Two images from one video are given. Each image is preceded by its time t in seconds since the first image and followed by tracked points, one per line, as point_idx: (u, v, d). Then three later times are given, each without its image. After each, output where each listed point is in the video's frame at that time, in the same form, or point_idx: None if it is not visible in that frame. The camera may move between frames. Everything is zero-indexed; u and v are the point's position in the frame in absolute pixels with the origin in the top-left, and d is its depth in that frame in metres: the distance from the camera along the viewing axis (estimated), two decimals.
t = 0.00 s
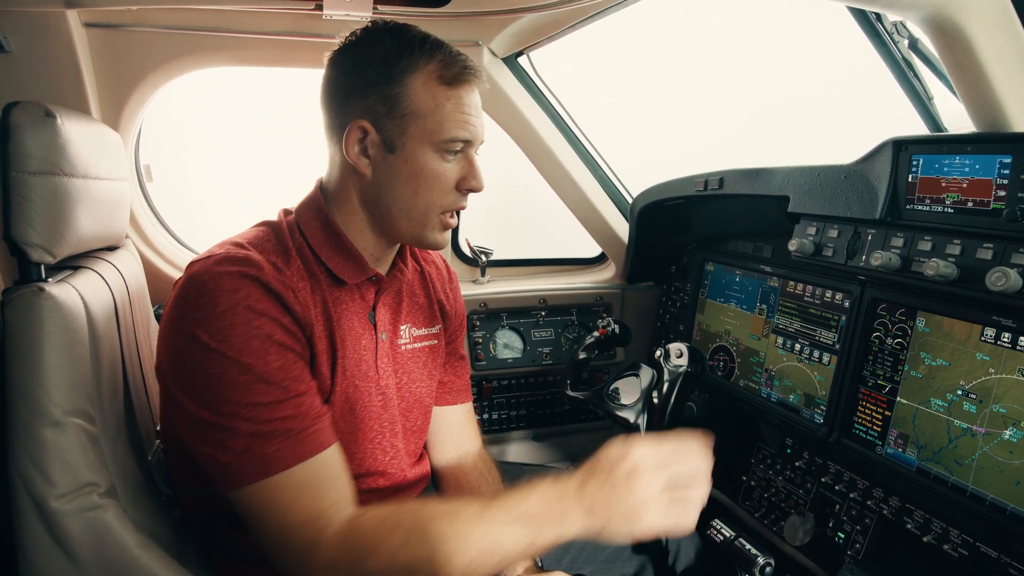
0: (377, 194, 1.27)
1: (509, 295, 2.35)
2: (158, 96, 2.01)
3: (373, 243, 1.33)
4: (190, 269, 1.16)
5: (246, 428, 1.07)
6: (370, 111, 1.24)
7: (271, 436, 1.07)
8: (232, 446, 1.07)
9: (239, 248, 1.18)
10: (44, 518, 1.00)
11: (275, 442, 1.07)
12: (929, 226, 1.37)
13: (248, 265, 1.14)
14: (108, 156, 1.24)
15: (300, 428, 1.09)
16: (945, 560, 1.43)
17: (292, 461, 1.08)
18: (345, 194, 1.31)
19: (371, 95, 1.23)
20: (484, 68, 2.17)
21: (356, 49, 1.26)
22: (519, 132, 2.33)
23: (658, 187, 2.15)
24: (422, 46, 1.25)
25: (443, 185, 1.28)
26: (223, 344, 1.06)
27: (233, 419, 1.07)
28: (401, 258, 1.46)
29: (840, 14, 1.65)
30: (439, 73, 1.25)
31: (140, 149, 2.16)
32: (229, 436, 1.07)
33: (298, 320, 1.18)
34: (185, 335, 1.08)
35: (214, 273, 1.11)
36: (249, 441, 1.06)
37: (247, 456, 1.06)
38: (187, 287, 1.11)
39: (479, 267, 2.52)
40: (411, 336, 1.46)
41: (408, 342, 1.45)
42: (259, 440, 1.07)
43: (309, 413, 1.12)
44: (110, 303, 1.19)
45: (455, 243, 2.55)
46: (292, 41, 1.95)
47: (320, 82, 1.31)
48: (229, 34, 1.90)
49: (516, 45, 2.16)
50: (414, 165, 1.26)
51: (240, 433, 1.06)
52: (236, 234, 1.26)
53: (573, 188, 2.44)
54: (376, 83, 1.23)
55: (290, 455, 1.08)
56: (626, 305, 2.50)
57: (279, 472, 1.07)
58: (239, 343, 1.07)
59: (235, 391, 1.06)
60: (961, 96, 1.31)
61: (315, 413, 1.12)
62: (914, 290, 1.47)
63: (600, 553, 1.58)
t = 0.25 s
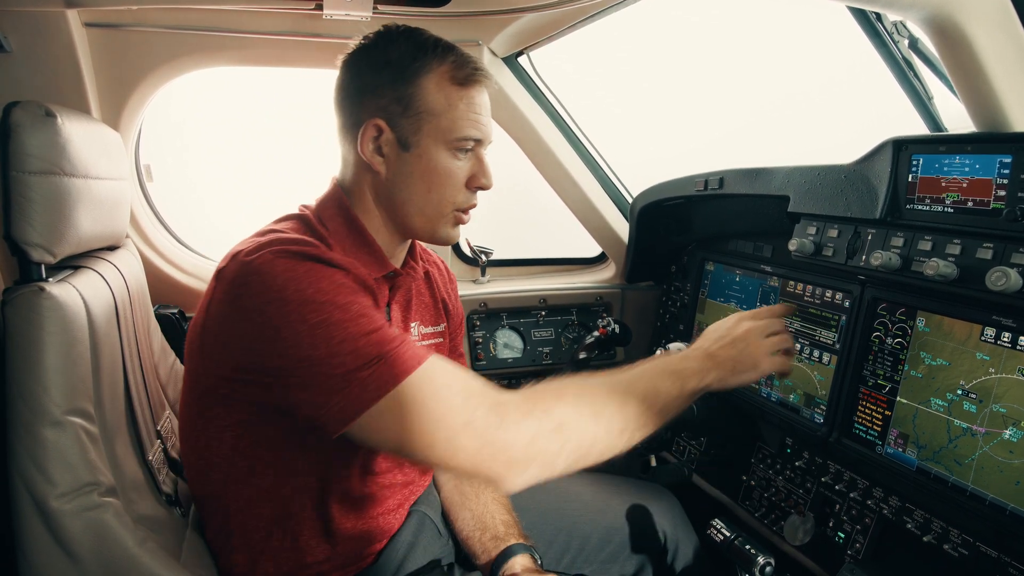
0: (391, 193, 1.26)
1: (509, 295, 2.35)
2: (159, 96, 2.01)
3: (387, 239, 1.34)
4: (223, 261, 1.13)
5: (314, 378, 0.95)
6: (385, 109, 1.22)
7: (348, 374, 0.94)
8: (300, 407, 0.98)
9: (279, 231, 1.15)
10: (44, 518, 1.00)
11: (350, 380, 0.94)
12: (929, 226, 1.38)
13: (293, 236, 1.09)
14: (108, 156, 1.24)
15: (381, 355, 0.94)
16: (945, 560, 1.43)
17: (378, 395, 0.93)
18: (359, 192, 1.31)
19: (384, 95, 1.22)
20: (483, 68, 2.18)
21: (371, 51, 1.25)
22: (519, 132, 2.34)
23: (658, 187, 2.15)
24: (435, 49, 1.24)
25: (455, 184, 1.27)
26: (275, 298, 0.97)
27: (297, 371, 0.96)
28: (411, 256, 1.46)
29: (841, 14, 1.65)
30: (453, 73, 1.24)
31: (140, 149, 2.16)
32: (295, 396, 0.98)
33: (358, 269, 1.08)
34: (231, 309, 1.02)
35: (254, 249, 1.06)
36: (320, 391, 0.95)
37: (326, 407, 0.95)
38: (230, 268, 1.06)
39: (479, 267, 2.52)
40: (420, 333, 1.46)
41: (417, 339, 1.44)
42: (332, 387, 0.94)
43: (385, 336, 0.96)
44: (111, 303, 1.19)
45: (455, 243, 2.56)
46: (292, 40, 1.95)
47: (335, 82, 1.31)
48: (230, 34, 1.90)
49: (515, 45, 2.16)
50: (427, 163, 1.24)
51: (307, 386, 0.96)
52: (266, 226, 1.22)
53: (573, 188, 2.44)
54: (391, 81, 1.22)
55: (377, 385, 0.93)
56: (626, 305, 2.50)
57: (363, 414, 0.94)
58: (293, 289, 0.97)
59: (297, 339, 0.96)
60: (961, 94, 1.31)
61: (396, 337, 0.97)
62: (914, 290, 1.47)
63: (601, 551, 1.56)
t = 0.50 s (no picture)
0: (415, 193, 1.26)
1: (509, 295, 2.35)
2: (159, 96, 2.01)
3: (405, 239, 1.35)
4: (250, 260, 1.14)
5: (358, 357, 0.97)
6: (411, 111, 1.23)
7: (396, 351, 0.96)
8: (340, 388, 1.00)
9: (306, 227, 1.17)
10: (45, 518, 1.00)
11: (400, 356, 0.96)
12: (929, 225, 1.38)
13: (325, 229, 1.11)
14: (108, 156, 1.24)
15: (428, 331, 0.98)
16: (945, 560, 1.43)
17: (428, 368, 0.97)
18: (384, 192, 1.31)
19: (412, 98, 1.22)
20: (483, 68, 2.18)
21: (402, 55, 1.26)
22: (519, 132, 2.34)
23: (658, 187, 2.15)
24: (463, 55, 1.25)
25: (476, 186, 1.27)
26: (318, 281, 0.99)
27: (342, 351, 0.97)
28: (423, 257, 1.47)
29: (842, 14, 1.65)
30: (479, 79, 1.25)
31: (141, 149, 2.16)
32: (336, 377, 0.99)
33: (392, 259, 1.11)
34: (267, 297, 1.03)
35: (289, 242, 1.08)
36: (365, 369, 0.97)
37: (371, 384, 0.97)
38: (263, 262, 1.08)
39: (479, 267, 2.52)
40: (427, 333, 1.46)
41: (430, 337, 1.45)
42: (379, 364, 0.96)
43: (430, 314, 1.00)
44: (111, 303, 1.19)
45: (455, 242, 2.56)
46: (291, 40, 1.95)
47: (361, 84, 1.33)
48: (229, 34, 1.90)
49: (515, 44, 2.16)
50: (451, 166, 1.25)
51: (351, 366, 0.97)
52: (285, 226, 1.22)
53: (573, 187, 2.44)
54: (419, 84, 1.22)
55: (427, 358, 0.97)
56: (626, 305, 2.50)
57: (413, 387, 0.96)
58: (337, 272, 1.00)
59: (342, 319, 0.97)
60: (960, 93, 1.31)
61: (440, 315, 1.01)
62: (913, 290, 1.47)
63: (600, 550, 1.57)
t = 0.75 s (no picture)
0: (425, 194, 1.26)
1: (509, 295, 2.35)
2: (159, 96, 2.01)
3: (413, 239, 1.34)
4: (257, 259, 1.14)
5: (367, 351, 0.97)
6: (423, 112, 1.23)
7: (405, 344, 0.96)
8: (348, 383, 1.00)
9: (314, 225, 1.17)
10: (46, 518, 1.00)
11: (409, 349, 0.96)
12: (930, 225, 1.38)
13: (333, 227, 1.11)
14: (109, 156, 1.24)
15: (436, 325, 0.98)
16: (945, 560, 1.43)
17: (436, 361, 0.97)
18: (392, 191, 1.31)
19: (425, 99, 1.23)
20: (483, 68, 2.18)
21: (415, 57, 1.26)
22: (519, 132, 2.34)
23: (658, 186, 2.15)
24: (476, 60, 1.27)
25: (485, 188, 1.28)
26: (328, 277, 0.99)
27: (351, 345, 0.97)
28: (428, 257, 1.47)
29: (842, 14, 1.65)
30: (491, 83, 1.26)
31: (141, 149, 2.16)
32: (345, 372, 0.99)
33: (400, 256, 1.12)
34: (276, 293, 1.03)
35: (298, 240, 1.08)
36: (374, 363, 0.97)
37: (379, 379, 0.97)
38: (271, 260, 1.08)
39: (479, 267, 2.52)
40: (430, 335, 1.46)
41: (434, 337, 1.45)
42: (388, 357, 0.96)
43: (438, 309, 1.00)
44: (112, 303, 1.19)
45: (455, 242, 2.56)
46: (291, 40, 1.95)
47: (372, 86, 1.33)
48: (229, 34, 1.90)
49: (515, 44, 2.16)
50: (462, 167, 1.25)
51: (360, 361, 0.97)
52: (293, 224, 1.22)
53: (573, 188, 2.44)
54: (431, 85, 1.23)
55: (436, 351, 0.97)
56: (626, 305, 2.50)
57: (422, 380, 0.97)
58: (347, 268, 1.00)
59: (351, 313, 0.97)
60: (961, 93, 1.31)
61: (448, 309, 1.01)
62: (913, 289, 1.47)
63: (601, 550, 1.57)
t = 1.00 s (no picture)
0: (417, 190, 1.26)
1: (509, 295, 2.35)
2: (159, 96, 2.01)
3: (406, 237, 1.34)
4: (246, 258, 1.15)
5: (346, 352, 0.97)
6: (413, 108, 1.23)
7: (384, 346, 0.96)
8: (329, 384, 1.00)
9: (302, 225, 1.17)
10: (45, 518, 1.00)
11: (387, 351, 0.96)
12: (929, 225, 1.38)
13: (318, 226, 1.11)
14: (108, 156, 1.24)
15: (415, 327, 0.97)
16: (945, 560, 1.43)
17: (415, 364, 0.96)
18: (384, 189, 1.31)
19: (413, 95, 1.23)
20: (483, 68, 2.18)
21: (400, 54, 1.27)
22: (519, 132, 2.33)
23: (658, 186, 2.14)
24: (463, 55, 1.27)
25: (477, 181, 1.28)
26: (308, 276, 1.00)
27: (330, 346, 0.97)
28: (426, 257, 1.47)
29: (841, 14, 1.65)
30: (479, 77, 1.26)
31: (140, 149, 2.16)
32: (326, 373, 0.99)
33: (386, 256, 1.11)
34: (261, 294, 1.04)
35: (282, 239, 1.08)
36: (353, 364, 0.97)
37: (359, 380, 0.97)
38: (257, 258, 1.09)
39: (479, 267, 2.52)
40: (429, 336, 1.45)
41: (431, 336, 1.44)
42: (367, 359, 0.96)
43: (419, 311, 0.99)
44: (111, 303, 1.19)
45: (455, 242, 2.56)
46: (291, 40, 1.95)
47: (361, 84, 1.33)
48: (229, 34, 1.89)
49: (515, 44, 2.16)
50: (454, 162, 1.25)
51: (339, 362, 0.97)
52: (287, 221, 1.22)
53: (574, 188, 2.44)
54: (420, 81, 1.23)
55: (414, 355, 0.96)
56: (626, 305, 2.50)
57: (399, 384, 0.96)
58: (327, 268, 1.00)
59: (330, 314, 0.97)
60: (960, 92, 1.31)
61: (429, 312, 1.00)
62: (913, 289, 1.47)
63: (601, 550, 1.57)
